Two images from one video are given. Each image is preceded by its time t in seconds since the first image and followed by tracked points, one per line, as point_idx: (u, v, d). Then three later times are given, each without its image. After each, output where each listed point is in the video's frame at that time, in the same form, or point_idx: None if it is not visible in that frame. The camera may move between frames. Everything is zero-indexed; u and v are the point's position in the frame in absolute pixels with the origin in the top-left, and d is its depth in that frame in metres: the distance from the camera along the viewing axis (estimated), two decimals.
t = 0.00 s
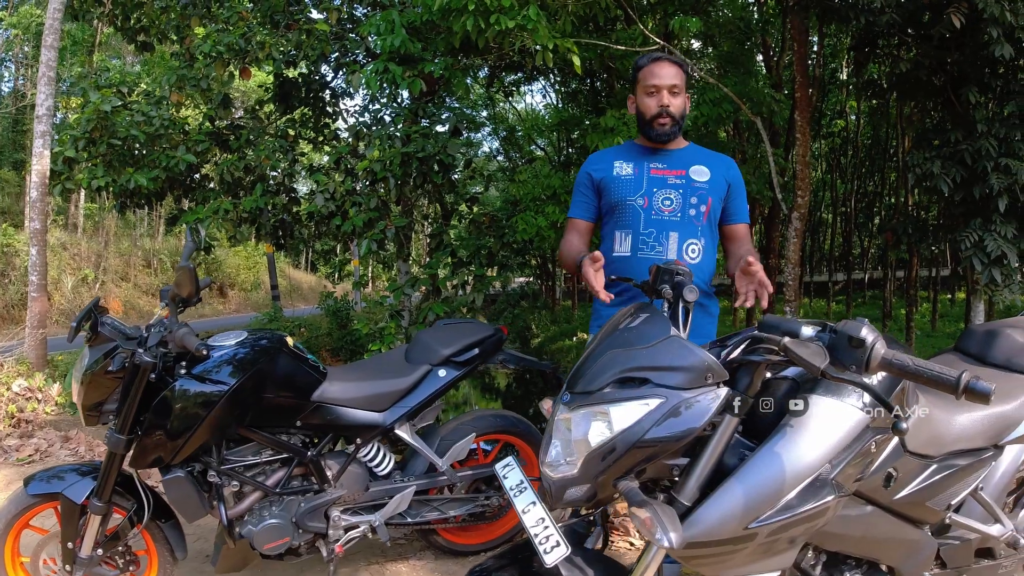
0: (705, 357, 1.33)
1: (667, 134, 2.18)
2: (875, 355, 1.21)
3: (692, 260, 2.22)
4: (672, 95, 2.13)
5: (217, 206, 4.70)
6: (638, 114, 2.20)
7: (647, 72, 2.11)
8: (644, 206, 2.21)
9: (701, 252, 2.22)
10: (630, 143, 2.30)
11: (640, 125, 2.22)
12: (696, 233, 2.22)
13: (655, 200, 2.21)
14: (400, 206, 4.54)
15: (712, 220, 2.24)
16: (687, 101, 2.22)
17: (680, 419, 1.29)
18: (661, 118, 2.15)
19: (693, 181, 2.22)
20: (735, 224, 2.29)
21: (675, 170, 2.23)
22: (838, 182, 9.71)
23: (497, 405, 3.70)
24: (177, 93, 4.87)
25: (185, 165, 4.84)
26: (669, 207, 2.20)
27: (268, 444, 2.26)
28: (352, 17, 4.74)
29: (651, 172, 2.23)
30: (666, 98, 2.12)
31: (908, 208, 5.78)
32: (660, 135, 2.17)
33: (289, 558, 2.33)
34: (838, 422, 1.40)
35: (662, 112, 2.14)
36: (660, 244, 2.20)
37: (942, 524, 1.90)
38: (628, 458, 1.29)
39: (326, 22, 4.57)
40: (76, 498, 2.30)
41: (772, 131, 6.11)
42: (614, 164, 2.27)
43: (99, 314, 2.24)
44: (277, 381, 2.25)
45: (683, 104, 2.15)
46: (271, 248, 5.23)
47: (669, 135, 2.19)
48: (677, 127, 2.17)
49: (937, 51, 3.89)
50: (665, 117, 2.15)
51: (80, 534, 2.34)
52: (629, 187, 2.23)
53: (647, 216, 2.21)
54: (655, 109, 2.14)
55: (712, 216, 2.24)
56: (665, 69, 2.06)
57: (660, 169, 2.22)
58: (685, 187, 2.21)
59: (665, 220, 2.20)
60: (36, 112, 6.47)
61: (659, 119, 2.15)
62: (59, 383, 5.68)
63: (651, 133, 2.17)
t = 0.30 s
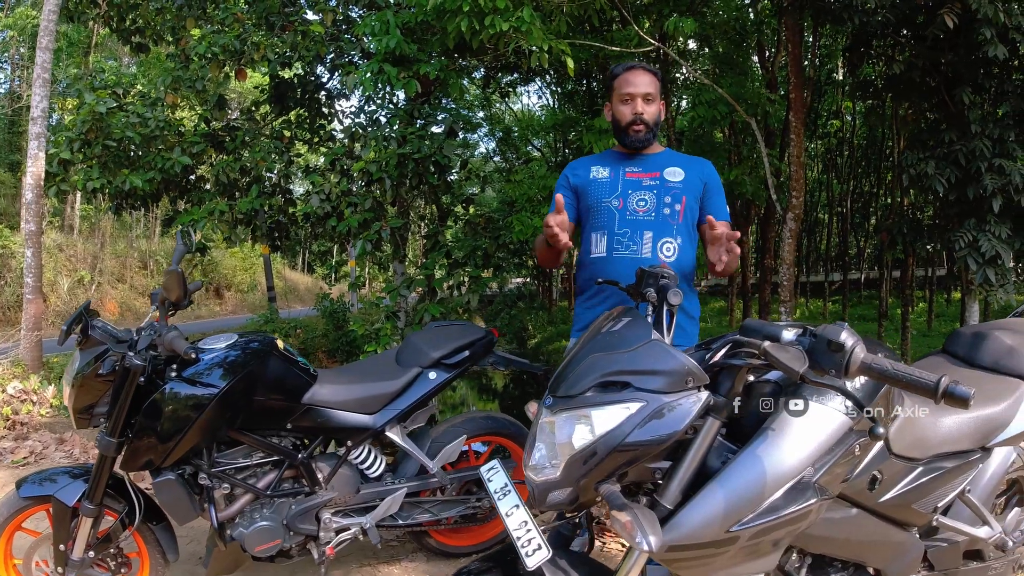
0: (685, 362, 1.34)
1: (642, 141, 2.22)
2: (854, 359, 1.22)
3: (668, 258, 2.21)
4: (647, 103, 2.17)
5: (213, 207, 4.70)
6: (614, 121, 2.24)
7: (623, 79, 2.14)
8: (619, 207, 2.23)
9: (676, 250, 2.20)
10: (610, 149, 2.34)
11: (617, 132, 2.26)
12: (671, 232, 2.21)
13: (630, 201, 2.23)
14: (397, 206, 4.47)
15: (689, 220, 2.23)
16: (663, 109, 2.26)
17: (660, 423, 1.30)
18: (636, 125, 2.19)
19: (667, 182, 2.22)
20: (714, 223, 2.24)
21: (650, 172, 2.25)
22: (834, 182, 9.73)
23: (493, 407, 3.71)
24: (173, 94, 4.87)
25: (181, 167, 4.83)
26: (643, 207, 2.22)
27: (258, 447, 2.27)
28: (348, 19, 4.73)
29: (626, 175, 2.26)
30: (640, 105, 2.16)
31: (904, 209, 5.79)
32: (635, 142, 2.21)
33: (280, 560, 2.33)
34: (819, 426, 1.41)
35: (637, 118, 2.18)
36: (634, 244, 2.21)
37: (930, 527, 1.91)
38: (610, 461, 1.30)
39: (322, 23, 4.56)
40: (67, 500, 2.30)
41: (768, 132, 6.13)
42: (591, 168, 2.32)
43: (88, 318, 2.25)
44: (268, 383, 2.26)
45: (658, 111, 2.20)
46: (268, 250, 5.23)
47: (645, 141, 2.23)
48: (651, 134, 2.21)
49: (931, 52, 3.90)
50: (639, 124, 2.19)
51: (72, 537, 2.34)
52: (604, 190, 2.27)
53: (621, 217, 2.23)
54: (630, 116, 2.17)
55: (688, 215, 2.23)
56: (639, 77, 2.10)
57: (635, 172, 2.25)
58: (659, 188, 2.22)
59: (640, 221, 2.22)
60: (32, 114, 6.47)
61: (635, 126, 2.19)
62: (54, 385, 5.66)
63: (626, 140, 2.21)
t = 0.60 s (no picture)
0: (667, 369, 1.36)
1: (604, 144, 2.25)
2: (834, 366, 1.24)
3: (629, 265, 2.24)
4: (609, 108, 2.22)
5: (210, 208, 4.69)
6: (577, 126, 2.28)
7: (586, 85, 2.19)
8: (579, 214, 2.27)
9: (636, 257, 2.23)
10: (573, 157, 2.38)
11: (579, 137, 2.30)
12: (631, 239, 2.24)
13: (591, 208, 2.26)
14: (394, 207, 4.46)
15: (649, 227, 2.27)
16: (626, 116, 2.30)
17: (642, 429, 1.31)
18: (598, 129, 2.23)
19: (628, 190, 2.26)
20: (672, 233, 2.31)
21: (611, 180, 2.28)
22: (831, 182, 9.74)
23: (489, 408, 3.72)
24: (169, 95, 4.88)
25: (177, 168, 4.83)
26: (604, 214, 2.25)
27: (250, 450, 2.28)
28: (345, 18, 4.69)
29: (588, 182, 2.29)
30: (603, 109, 2.20)
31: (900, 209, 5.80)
32: (597, 145, 2.25)
33: (273, 561, 2.35)
34: (801, 432, 1.43)
35: (598, 122, 2.22)
36: (594, 250, 2.25)
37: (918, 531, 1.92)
38: (593, 466, 1.32)
39: (318, 24, 4.55)
40: (61, 503, 2.31)
41: (764, 133, 6.15)
42: (554, 176, 2.35)
43: (82, 322, 2.25)
44: (260, 387, 2.27)
45: (621, 117, 2.25)
46: (264, 250, 5.24)
47: (606, 145, 2.27)
48: (613, 138, 2.25)
49: (926, 53, 3.91)
50: (601, 128, 2.23)
51: (66, 539, 2.35)
52: (565, 198, 2.30)
53: (582, 223, 2.26)
54: (592, 119, 2.22)
55: (648, 223, 2.26)
56: (601, 82, 2.15)
57: (597, 179, 2.29)
58: (620, 195, 2.26)
59: (601, 228, 2.25)
60: (28, 115, 6.46)
61: (596, 129, 2.23)
62: (50, 387, 5.66)
63: (588, 142, 2.24)
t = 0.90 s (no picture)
0: (658, 368, 1.38)
1: (561, 143, 2.25)
2: (822, 366, 1.26)
3: (593, 269, 2.27)
4: (568, 108, 2.24)
5: (211, 206, 4.70)
6: (535, 124, 2.27)
7: (547, 82, 2.21)
8: (540, 222, 2.27)
9: (598, 261, 2.27)
10: (528, 159, 2.37)
11: (536, 136, 2.29)
12: (593, 244, 2.27)
13: (551, 216, 2.27)
14: (396, 205, 4.48)
15: (608, 230, 2.29)
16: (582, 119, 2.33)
17: (634, 427, 1.33)
18: (555, 127, 2.23)
19: (586, 194, 2.26)
20: (633, 228, 2.37)
21: (568, 184, 2.28)
22: (833, 180, 9.72)
23: (488, 406, 3.74)
24: (170, 93, 4.90)
25: (178, 165, 4.85)
26: (564, 221, 2.26)
27: (250, 447, 2.31)
28: (346, 16, 4.70)
29: (545, 188, 2.29)
30: (562, 108, 2.21)
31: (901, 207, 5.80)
32: (553, 144, 2.24)
33: (273, 558, 2.37)
34: (790, 432, 1.45)
35: (557, 120, 2.22)
36: (558, 258, 2.27)
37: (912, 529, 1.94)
38: (585, 464, 1.33)
39: (319, 22, 4.55)
40: (63, 500, 2.33)
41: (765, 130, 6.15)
42: (511, 184, 2.34)
43: (83, 320, 2.27)
44: (260, 385, 2.29)
45: (578, 118, 2.26)
46: (266, 248, 5.25)
47: (563, 144, 2.26)
48: (570, 137, 2.25)
49: (927, 51, 3.90)
50: (558, 126, 2.23)
51: (67, 536, 2.37)
52: (524, 207, 2.30)
53: (543, 232, 2.27)
54: (551, 117, 2.22)
55: (607, 226, 2.28)
56: (561, 81, 2.17)
57: (554, 184, 2.28)
58: (579, 200, 2.26)
59: (563, 235, 2.26)
60: (30, 113, 6.47)
61: (554, 128, 2.22)
62: (53, 384, 5.68)
63: (545, 140, 2.23)
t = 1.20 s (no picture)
0: (653, 365, 1.40)
1: (536, 147, 2.27)
2: (815, 364, 1.28)
3: (573, 266, 2.29)
4: (543, 110, 2.26)
5: (216, 199, 4.73)
6: (510, 127, 2.30)
7: (520, 86, 2.23)
8: (520, 222, 2.29)
9: (579, 258, 2.28)
10: (506, 161, 2.38)
11: (513, 139, 2.32)
12: (572, 240, 2.27)
13: (530, 215, 2.28)
14: (399, 200, 4.49)
15: (588, 226, 2.30)
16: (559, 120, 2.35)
17: (629, 423, 1.36)
18: (530, 131, 2.26)
19: (563, 191, 2.27)
20: (612, 222, 2.36)
21: (546, 183, 2.29)
22: (839, 177, 9.68)
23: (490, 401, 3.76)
24: (175, 87, 4.93)
25: (183, 159, 4.88)
26: (543, 219, 2.27)
27: (253, 439, 2.33)
28: (351, 11, 4.70)
29: (523, 188, 2.30)
30: (537, 111, 2.24)
31: (907, 205, 5.77)
32: (529, 147, 2.27)
33: (275, 549, 2.40)
34: (784, 428, 1.47)
35: (531, 124, 2.25)
36: (539, 257, 2.28)
37: (908, 528, 1.95)
38: (580, 457, 1.36)
39: (324, 17, 4.52)
40: (67, 490, 2.36)
41: (771, 127, 6.13)
42: (490, 186, 2.36)
43: (89, 313, 2.29)
44: (262, 378, 2.32)
45: (553, 120, 2.28)
46: (270, 242, 5.29)
47: (539, 147, 2.29)
48: (546, 139, 2.28)
49: (933, 49, 3.88)
50: (533, 130, 2.25)
51: (72, 526, 2.40)
52: (504, 208, 2.32)
53: (523, 231, 2.29)
54: (525, 121, 2.25)
55: (586, 222, 2.29)
56: (534, 83, 2.20)
57: (532, 183, 2.30)
58: (556, 198, 2.27)
59: (542, 234, 2.28)
60: (36, 107, 6.51)
61: (529, 131, 2.25)
62: (57, 376, 5.73)
63: (520, 144, 2.26)
